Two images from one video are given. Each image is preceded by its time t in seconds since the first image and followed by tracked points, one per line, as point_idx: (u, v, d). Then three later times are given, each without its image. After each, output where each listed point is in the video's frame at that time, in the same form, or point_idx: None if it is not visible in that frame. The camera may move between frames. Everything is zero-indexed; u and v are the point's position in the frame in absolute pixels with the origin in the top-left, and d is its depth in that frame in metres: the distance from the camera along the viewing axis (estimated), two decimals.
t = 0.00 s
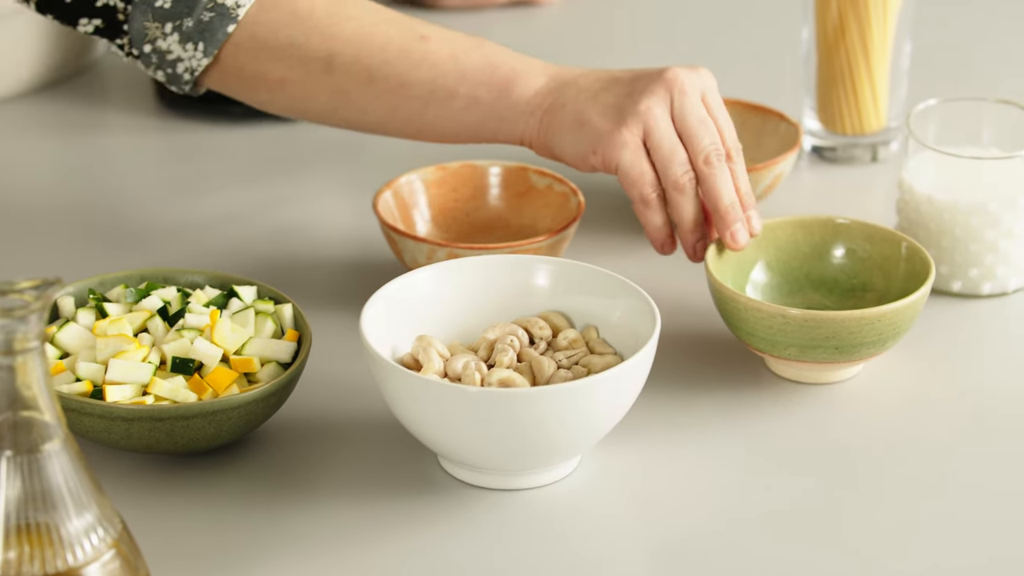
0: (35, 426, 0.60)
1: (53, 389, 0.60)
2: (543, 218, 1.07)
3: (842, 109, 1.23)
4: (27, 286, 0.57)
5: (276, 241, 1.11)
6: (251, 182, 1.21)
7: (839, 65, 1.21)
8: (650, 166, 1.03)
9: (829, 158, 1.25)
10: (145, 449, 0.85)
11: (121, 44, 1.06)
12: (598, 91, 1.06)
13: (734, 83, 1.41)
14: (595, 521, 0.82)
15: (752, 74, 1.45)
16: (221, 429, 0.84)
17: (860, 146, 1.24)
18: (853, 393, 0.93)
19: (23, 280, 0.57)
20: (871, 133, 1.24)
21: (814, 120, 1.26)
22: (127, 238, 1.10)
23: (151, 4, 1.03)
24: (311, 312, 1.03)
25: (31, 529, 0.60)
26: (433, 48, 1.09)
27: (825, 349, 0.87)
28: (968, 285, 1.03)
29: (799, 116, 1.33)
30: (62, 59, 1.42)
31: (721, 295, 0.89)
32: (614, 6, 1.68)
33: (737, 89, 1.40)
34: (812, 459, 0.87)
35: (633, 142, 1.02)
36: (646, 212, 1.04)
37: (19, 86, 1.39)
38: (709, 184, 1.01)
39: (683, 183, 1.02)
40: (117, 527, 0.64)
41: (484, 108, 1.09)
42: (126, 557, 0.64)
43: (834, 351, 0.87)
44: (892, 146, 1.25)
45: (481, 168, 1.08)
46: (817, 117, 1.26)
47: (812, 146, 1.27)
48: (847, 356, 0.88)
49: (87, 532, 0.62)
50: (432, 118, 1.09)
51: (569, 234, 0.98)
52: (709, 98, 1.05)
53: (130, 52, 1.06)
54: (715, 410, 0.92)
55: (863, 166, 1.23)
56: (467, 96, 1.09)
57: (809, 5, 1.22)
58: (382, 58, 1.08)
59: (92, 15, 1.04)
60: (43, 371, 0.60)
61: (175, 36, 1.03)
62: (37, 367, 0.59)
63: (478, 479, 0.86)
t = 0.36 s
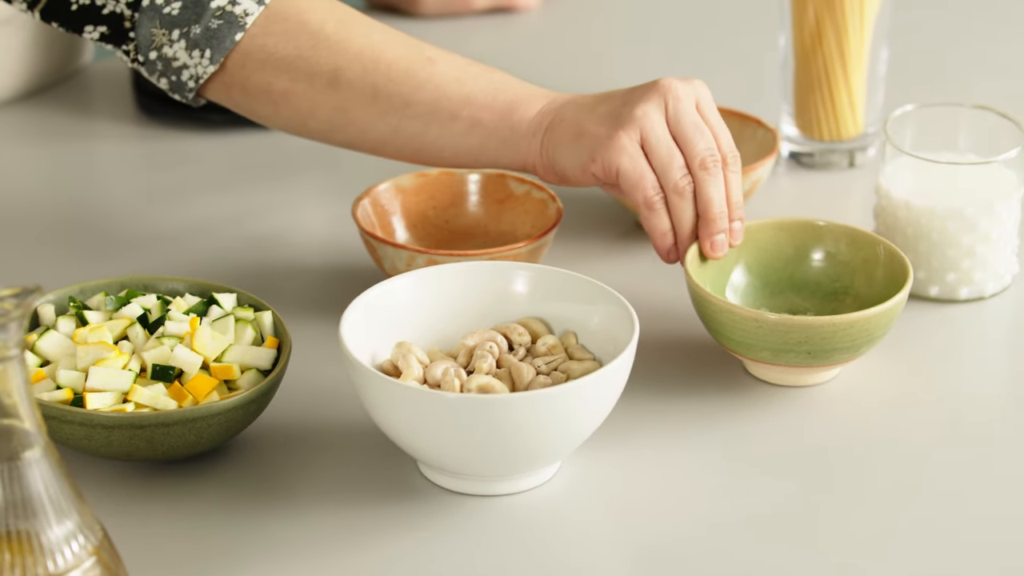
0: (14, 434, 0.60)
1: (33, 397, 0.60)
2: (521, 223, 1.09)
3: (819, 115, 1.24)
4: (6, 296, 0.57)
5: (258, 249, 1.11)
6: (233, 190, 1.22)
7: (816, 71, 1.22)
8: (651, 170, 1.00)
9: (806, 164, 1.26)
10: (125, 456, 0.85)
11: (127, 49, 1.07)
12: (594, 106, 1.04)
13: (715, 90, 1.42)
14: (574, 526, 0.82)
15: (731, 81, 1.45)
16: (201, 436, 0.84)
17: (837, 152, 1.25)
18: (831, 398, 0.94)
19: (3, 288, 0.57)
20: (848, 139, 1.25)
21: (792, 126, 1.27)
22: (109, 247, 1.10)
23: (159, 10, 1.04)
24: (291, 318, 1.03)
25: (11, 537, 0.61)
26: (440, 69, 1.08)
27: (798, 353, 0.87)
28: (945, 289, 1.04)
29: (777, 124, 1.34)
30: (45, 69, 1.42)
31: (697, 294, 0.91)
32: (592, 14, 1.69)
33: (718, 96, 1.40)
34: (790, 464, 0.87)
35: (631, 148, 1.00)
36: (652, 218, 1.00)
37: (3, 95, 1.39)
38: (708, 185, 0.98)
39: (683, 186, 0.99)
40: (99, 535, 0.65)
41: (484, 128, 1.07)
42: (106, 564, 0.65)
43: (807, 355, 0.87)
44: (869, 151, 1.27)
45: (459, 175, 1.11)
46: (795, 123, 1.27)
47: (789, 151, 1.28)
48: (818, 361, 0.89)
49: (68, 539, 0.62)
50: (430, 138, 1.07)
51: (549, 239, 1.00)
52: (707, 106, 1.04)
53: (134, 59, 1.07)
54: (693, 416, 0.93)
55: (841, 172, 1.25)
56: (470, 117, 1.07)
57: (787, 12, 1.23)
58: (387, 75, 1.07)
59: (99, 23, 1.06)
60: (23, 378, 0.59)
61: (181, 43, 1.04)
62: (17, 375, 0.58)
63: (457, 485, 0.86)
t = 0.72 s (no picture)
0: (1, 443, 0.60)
1: (19, 406, 0.60)
2: (507, 231, 1.10)
3: (802, 123, 1.25)
4: None
5: (245, 259, 1.11)
6: (220, 199, 1.22)
7: (799, 78, 1.22)
8: (629, 181, 1.02)
9: (790, 171, 1.27)
10: (112, 464, 0.85)
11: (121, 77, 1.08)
12: (566, 115, 1.04)
13: (700, 98, 1.42)
14: (560, 532, 0.83)
15: (716, 89, 1.45)
16: (188, 444, 0.85)
17: (821, 159, 1.26)
18: (815, 404, 0.94)
19: None
20: (832, 147, 1.25)
21: (776, 134, 1.27)
22: (96, 258, 1.10)
23: (142, 47, 1.03)
24: (278, 325, 1.03)
25: None
26: (422, 85, 1.08)
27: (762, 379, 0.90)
28: (930, 296, 1.05)
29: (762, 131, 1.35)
30: (31, 81, 1.42)
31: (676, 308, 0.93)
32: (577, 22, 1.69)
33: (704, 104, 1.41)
34: (775, 471, 0.87)
35: (605, 162, 1.01)
36: (640, 221, 1.02)
37: None
38: (682, 184, 0.98)
39: (664, 191, 1.00)
40: (85, 543, 0.65)
41: (466, 146, 1.08)
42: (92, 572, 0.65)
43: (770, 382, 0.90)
44: (854, 158, 1.27)
45: (445, 182, 1.11)
46: (779, 131, 1.27)
47: (774, 159, 1.28)
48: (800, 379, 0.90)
49: (54, 547, 0.63)
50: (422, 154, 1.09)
51: (535, 246, 1.00)
52: (678, 93, 1.02)
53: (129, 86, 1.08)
54: (678, 423, 0.93)
55: (825, 179, 1.25)
56: (455, 133, 1.08)
57: (771, 20, 1.23)
58: (370, 96, 1.07)
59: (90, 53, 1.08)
60: (9, 387, 0.59)
61: (169, 76, 1.05)
62: (3, 386, 0.58)
63: (441, 492, 0.86)
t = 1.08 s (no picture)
0: None
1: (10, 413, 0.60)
2: (497, 236, 1.10)
3: (792, 128, 1.25)
4: None
5: (235, 265, 1.12)
6: (212, 205, 1.22)
7: (789, 82, 1.22)
8: (617, 187, 1.01)
9: (780, 176, 1.28)
10: (102, 470, 0.85)
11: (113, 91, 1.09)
12: (550, 125, 1.04)
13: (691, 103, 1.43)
14: (551, 535, 0.83)
15: (705, 95, 1.46)
16: (178, 450, 0.85)
17: (811, 164, 1.27)
18: (805, 409, 0.95)
19: None
20: (822, 152, 1.26)
21: (765, 139, 1.28)
22: (87, 265, 1.10)
23: (133, 63, 1.04)
24: (269, 330, 1.03)
25: None
26: (410, 93, 1.08)
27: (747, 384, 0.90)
28: (918, 300, 1.05)
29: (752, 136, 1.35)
30: (22, 88, 1.42)
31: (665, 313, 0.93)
32: (566, 28, 1.69)
33: (694, 109, 1.41)
34: (766, 475, 0.87)
35: (589, 173, 1.02)
36: (636, 224, 1.01)
37: None
38: (671, 186, 0.97)
39: (654, 195, 0.99)
40: (76, 549, 0.66)
41: (457, 153, 1.08)
42: None
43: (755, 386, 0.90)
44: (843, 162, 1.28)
45: (435, 188, 1.11)
46: (768, 136, 1.28)
47: (763, 164, 1.29)
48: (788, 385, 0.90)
49: (45, 553, 0.63)
50: (412, 160, 1.09)
51: (526, 250, 1.01)
52: (661, 95, 1.02)
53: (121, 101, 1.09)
54: (668, 427, 0.93)
55: (814, 185, 1.26)
56: (446, 141, 1.08)
57: (761, 24, 1.23)
58: (359, 105, 1.07)
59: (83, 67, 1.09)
60: None
61: (160, 91, 1.05)
62: None
63: (431, 497, 0.86)
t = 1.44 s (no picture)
0: None
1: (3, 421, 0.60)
2: (490, 240, 1.10)
3: (785, 131, 1.25)
4: None
5: (229, 270, 1.11)
6: (207, 209, 1.22)
7: (782, 87, 1.23)
8: (602, 196, 1.02)
9: (773, 180, 1.27)
10: (96, 474, 0.85)
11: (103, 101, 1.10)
12: (536, 134, 1.05)
13: (684, 107, 1.43)
14: (545, 539, 0.83)
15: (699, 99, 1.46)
16: (172, 454, 0.85)
17: (804, 167, 1.26)
18: (798, 412, 0.95)
19: None
20: (815, 155, 1.26)
21: (758, 143, 1.28)
22: (82, 269, 1.10)
23: (122, 71, 1.05)
24: (261, 335, 1.03)
25: None
26: (398, 101, 1.08)
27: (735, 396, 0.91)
28: (912, 304, 1.05)
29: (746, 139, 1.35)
30: (15, 92, 1.42)
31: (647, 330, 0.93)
32: (560, 32, 1.69)
33: (688, 112, 1.41)
34: (758, 479, 0.87)
35: (574, 183, 1.03)
36: (622, 233, 1.02)
37: None
38: (653, 198, 0.97)
39: (637, 206, 1.00)
40: (69, 553, 0.66)
41: (446, 161, 1.08)
42: None
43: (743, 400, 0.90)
44: (836, 166, 1.28)
45: (428, 192, 1.11)
46: (762, 140, 1.28)
47: (757, 167, 1.29)
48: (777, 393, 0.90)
49: (39, 557, 0.64)
50: (403, 167, 1.09)
51: (517, 255, 1.01)
52: (646, 103, 1.01)
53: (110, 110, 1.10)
54: (661, 430, 0.93)
55: (807, 188, 1.26)
56: (435, 149, 1.08)
57: (753, 28, 1.24)
58: (348, 112, 1.07)
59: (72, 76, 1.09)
60: None
61: (148, 99, 1.06)
62: None
63: (425, 501, 0.86)
